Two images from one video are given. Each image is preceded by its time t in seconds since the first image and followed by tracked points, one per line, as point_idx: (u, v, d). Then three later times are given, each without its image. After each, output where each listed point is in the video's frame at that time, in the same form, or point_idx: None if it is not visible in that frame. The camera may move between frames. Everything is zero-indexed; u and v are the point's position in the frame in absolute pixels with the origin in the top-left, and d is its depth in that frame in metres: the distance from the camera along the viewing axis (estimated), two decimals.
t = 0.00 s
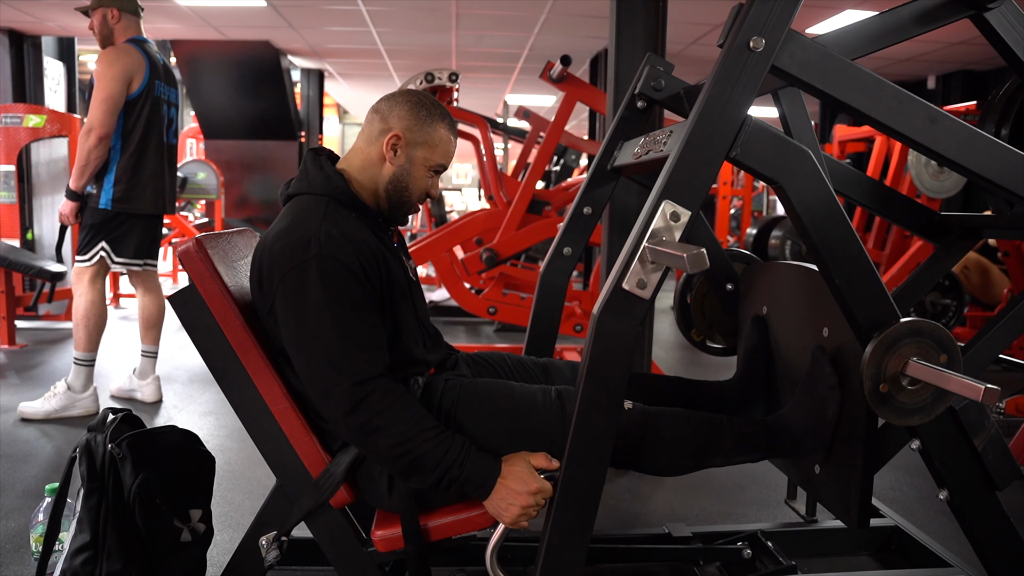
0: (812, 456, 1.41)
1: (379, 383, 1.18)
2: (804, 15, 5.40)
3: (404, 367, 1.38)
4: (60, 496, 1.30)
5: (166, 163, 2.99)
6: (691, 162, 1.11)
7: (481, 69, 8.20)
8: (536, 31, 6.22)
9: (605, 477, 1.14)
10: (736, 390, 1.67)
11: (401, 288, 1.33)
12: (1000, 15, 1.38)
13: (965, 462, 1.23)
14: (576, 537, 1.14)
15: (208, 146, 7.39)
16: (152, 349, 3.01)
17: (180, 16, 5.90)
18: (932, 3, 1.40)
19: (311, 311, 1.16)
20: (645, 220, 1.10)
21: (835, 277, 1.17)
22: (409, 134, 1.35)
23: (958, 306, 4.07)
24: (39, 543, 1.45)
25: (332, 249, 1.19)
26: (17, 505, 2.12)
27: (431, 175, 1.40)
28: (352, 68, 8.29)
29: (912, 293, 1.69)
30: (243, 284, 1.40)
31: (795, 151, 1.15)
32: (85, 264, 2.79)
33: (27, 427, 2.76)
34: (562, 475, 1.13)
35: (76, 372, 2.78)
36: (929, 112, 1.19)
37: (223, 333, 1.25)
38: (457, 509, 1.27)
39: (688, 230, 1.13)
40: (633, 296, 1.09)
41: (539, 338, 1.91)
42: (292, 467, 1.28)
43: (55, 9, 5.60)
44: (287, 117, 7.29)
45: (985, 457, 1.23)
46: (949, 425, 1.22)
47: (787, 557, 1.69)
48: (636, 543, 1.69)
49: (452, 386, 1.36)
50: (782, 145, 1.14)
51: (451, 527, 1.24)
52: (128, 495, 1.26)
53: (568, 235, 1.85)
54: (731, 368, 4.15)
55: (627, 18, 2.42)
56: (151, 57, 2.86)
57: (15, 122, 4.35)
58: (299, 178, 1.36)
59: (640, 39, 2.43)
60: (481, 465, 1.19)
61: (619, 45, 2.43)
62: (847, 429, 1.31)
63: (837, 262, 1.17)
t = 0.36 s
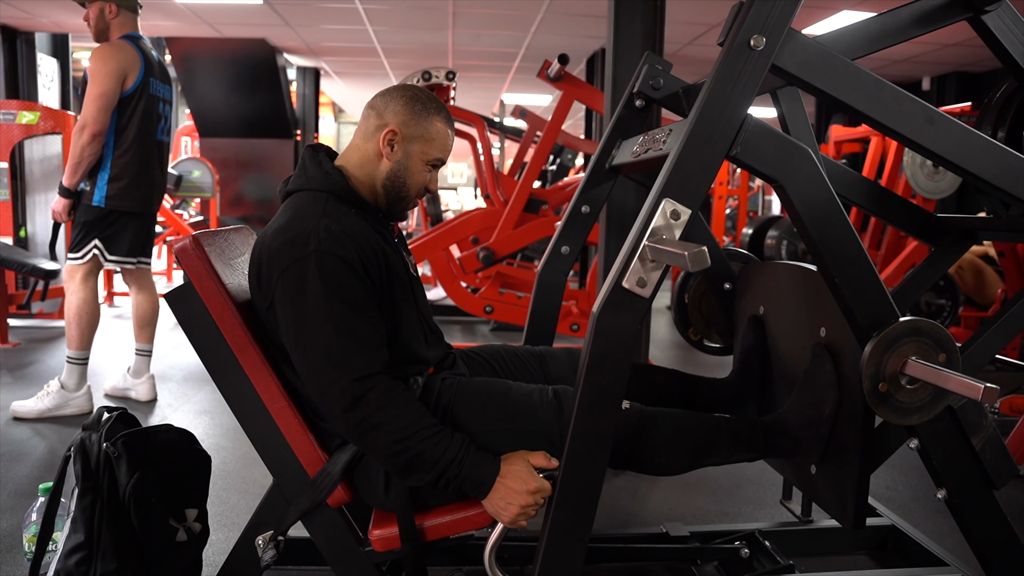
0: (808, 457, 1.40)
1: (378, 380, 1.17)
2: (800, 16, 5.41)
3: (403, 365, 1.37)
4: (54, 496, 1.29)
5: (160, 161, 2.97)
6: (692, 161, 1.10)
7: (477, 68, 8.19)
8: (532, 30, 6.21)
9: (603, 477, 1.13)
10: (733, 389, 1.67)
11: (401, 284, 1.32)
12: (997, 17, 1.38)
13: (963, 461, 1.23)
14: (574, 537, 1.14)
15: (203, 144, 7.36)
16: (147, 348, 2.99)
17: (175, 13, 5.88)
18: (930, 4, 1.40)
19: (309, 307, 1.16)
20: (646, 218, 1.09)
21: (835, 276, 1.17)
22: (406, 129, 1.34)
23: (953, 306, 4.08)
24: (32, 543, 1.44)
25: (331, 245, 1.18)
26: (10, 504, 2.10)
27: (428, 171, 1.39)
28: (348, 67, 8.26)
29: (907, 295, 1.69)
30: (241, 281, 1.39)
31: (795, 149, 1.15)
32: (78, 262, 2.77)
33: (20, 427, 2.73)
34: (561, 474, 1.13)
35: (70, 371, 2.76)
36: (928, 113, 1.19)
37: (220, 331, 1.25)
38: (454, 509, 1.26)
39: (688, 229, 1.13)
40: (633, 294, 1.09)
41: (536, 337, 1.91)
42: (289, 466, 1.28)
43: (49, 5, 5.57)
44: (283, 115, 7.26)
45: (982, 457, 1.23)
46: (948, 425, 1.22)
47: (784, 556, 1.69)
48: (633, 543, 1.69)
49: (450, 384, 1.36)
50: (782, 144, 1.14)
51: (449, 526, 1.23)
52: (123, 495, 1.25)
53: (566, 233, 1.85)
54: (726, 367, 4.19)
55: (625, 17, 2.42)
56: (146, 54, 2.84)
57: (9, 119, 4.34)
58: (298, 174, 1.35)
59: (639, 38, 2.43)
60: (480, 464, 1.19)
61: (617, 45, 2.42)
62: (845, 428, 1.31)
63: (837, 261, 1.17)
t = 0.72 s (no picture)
0: (801, 461, 1.39)
1: (375, 381, 1.16)
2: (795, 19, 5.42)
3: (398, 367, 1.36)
4: (46, 499, 1.28)
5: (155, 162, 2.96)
6: (689, 162, 1.10)
7: (472, 70, 8.18)
8: (528, 33, 6.21)
9: (601, 479, 1.13)
10: (729, 391, 1.66)
11: (399, 285, 1.31)
12: (993, 22, 1.39)
13: (960, 462, 1.23)
14: (572, 539, 1.13)
15: (198, 145, 7.34)
16: (141, 350, 2.98)
17: (170, 15, 5.86)
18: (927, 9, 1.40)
19: (307, 308, 1.15)
20: (643, 219, 1.09)
21: (833, 277, 1.17)
22: (405, 131, 1.34)
23: (948, 308, 4.10)
24: (24, 547, 1.42)
25: (330, 245, 1.17)
26: (2, 507, 2.09)
27: (427, 173, 1.39)
28: (343, 68, 8.25)
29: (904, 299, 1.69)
30: (236, 283, 1.38)
31: (793, 150, 1.14)
32: (74, 263, 2.75)
33: (12, 429, 2.71)
34: (558, 476, 1.12)
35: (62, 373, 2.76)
36: (924, 116, 1.19)
37: (214, 332, 1.23)
38: (450, 512, 1.25)
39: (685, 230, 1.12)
40: (630, 296, 1.08)
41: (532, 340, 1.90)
42: (284, 469, 1.26)
43: (44, 6, 5.54)
44: (278, 117, 7.24)
45: (982, 459, 1.23)
46: (946, 427, 1.22)
47: (781, 559, 1.69)
48: (629, 547, 1.68)
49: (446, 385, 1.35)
50: (780, 145, 1.14)
51: (445, 529, 1.22)
52: (116, 498, 1.24)
53: (563, 235, 1.84)
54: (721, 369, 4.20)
55: (621, 20, 2.42)
56: (140, 53, 2.83)
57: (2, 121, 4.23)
58: (296, 176, 1.34)
59: (634, 40, 2.43)
60: (476, 467, 1.18)
61: (613, 47, 2.42)
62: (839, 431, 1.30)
63: (835, 263, 1.16)
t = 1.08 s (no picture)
0: (789, 470, 1.34)
1: (376, 385, 1.15)
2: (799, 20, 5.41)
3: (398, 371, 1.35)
4: (46, 501, 1.27)
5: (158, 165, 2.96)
6: (694, 164, 1.09)
7: (476, 73, 8.19)
8: (531, 35, 6.21)
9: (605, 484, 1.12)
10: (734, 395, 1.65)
11: (401, 290, 1.30)
12: (1002, 36, 1.40)
13: (968, 467, 1.22)
14: (575, 545, 1.12)
15: (202, 148, 7.35)
16: (143, 353, 2.97)
17: (175, 18, 5.87)
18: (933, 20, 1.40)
19: (308, 311, 1.14)
20: (647, 220, 1.07)
21: (840, 280, 1.15)
22: (407, 136, 1.33)
23: (954, 311, 4.08)
24: (23, 550, 1.41)
25: (331, 248, 1.17)
26: (4, 510, 2.08)
27: (428, 178, 1.38)
28: (347, 71, 8.26)
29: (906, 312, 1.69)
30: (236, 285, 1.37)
31: (799, 153, 1.13)
32: (78, 266, 2.75)
33: (14, 431, 2.71)
34: (561, 481, 1.11)
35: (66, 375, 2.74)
36: (928, 126, 1.17)
37: (214, 335, 1.23)
38: (452, 516, 1.24)
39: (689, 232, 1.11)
40: (634, 298, 1.07)
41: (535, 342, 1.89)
42: (285, 474, 1.25)
43: (50, 10, 5.56)
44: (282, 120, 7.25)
45: (991, 465, 1.22)
46: (954, 432, 1.21)
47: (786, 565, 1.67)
48: (633, 552, 1.67)
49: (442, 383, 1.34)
50: (785, 146, 1.13)
51: (447, 534, 1.21)
52: (116, 501, 1.23)
53: (566, 237, 1.83)
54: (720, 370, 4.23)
55: (624, 22, 2.41)
56: (143, 55, 2.83)
57: (7, 124, 4.22)
58: (297, 180, 1.33)
59: (638, 41, 2.42)
60: (480, 472, 1.17)
61: (617, 49, 2.41)
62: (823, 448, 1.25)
63: (841, 266, 1.15)
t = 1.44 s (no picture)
0: (767, 484, 1.32)
1: (373, 393, 1.14)
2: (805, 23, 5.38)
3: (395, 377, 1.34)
4: (45, 507, 1.27)
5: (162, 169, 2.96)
6: (696, 168, 1.07)
7: (482, 77, 8.18)
8: (537, 39, 6.21)
9: (605, 491, 1.10)
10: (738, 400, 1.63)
11: (397, 299, 1.29)
12: (1011, 60, 1.40)
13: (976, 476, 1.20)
14: (576, 554, 1.10)
15: (208, 152, 7.39)
16: (147, 356, 2.97)
17: (181, 22, 5.89)
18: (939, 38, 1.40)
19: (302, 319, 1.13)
20: (648, 225, 1.06)
21: (844, 286, 1.14)
22: (402, 143, 1.32)
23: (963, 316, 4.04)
24: (21, 556, 1.41)
25: (326, 257, 1.16)
26: (5, 514, 2.08)
27: (424, 186, 1.37)
28: (353, 75, 8.28)
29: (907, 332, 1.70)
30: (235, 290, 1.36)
31: (802, 157, 1.12)
32: (81, 269, 2.75)
33: (18, 435, 2.71)
34: (561, 488, 1.09)
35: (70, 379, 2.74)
36: (928, 141, 1.16)
37: (213, 341, 1.22)
38: (452, 523, 1.22)
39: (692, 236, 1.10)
40: (635, 304, 1.06)
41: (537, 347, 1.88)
42: (284, 480, 1.24)
43: (57, 15, 5.58)
44: (288, 124, 7.27)
45: (1000, 474, 1.20)
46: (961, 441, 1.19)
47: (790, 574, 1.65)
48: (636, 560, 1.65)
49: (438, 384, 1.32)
50: (789, 150, 1.11)
51: (446, 542, 1.20)
52: (113, 507, 1.23)
53: (569, 242, 1.83)
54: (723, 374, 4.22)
55: (629, 25, 2.39)
56: (147, 60, 2.83)
57: (15, 128, 4.37)
58: (294, 186, 1.32)
59: (642, 44, 2.40)
60: (480, 479, 1.15)
61: (621, 52, 2.40)
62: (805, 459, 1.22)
63: (846, 272, 1.13)
